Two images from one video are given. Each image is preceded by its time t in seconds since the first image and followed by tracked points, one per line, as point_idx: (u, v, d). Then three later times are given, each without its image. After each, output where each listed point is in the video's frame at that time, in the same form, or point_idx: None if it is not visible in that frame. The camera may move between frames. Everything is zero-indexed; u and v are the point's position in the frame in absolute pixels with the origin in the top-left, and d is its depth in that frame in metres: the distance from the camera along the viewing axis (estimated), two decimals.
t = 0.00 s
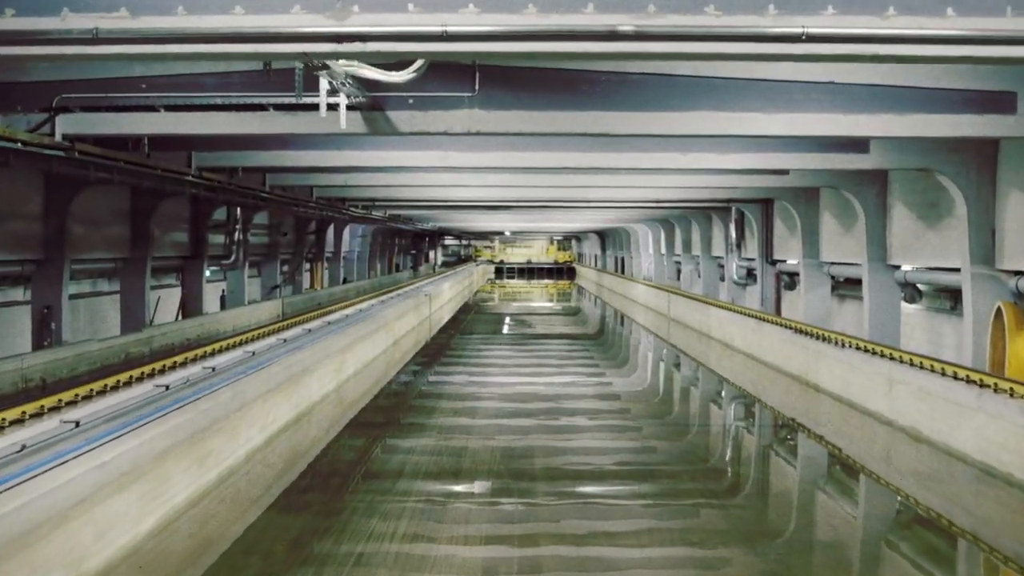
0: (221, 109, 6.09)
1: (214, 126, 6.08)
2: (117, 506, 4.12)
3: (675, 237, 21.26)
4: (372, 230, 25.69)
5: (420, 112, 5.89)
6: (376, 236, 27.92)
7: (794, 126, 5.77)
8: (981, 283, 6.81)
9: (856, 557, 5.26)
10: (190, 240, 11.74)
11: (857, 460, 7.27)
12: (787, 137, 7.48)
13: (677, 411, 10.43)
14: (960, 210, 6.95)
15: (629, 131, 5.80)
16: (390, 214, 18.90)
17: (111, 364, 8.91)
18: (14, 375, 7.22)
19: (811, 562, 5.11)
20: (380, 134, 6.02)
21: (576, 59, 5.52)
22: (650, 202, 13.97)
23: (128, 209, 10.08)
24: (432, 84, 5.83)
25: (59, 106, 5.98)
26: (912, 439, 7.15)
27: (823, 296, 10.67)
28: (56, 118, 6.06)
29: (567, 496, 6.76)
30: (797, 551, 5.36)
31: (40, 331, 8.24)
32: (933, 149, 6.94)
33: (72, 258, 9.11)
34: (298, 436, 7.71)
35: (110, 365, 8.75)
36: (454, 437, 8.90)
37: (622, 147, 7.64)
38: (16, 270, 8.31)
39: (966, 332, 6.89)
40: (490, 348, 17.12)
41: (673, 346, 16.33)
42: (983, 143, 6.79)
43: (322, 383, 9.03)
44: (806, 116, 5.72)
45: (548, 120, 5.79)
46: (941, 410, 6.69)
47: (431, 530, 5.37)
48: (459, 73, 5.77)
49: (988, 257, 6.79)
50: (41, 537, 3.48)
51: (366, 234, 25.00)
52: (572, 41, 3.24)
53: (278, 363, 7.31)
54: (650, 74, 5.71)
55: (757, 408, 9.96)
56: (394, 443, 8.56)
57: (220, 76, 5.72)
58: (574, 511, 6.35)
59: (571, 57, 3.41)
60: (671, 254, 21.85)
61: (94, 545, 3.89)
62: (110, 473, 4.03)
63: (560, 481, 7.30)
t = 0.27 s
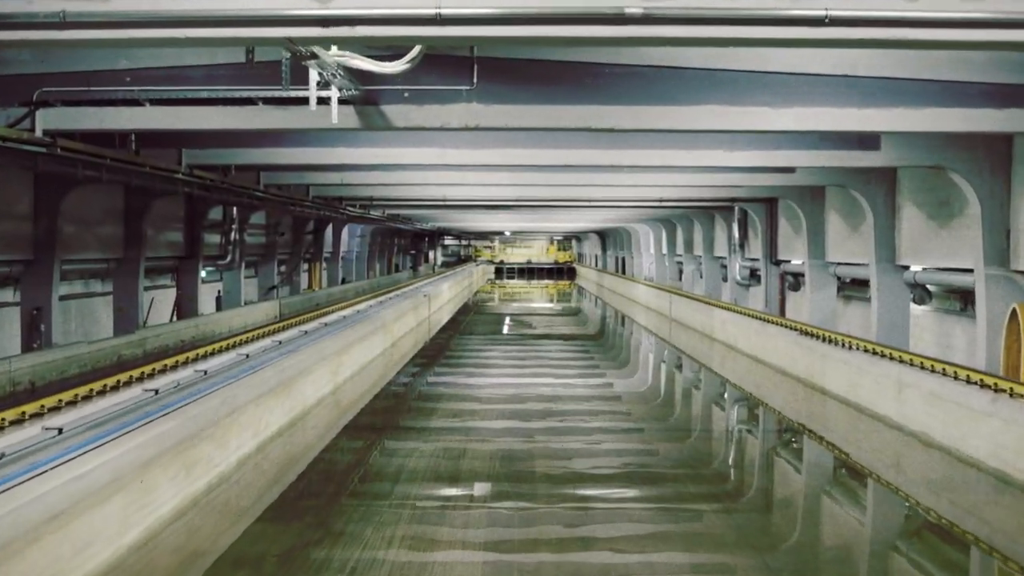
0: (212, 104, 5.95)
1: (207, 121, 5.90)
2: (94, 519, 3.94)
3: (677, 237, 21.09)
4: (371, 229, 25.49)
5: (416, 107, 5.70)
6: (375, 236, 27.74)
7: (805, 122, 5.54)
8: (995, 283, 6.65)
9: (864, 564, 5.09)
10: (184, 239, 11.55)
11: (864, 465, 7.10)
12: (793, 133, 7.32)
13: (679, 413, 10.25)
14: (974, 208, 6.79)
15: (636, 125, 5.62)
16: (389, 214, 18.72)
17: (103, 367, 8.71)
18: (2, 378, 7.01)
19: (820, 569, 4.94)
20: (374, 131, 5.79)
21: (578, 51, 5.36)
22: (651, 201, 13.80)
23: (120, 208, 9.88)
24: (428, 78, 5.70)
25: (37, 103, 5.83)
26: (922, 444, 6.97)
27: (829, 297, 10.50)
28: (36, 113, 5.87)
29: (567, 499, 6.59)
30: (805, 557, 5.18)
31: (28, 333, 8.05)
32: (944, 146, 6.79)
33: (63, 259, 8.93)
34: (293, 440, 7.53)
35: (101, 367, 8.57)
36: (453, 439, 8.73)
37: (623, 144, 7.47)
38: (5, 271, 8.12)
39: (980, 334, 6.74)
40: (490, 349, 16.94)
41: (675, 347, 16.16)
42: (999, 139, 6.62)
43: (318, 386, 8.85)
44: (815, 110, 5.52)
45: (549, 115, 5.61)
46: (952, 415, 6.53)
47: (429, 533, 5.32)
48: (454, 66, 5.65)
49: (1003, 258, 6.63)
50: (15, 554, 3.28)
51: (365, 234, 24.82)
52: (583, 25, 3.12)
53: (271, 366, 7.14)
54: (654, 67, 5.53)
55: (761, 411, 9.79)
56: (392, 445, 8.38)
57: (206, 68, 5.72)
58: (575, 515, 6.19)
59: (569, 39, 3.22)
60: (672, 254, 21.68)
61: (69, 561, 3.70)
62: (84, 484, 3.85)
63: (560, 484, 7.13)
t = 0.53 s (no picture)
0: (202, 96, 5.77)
1: (194, 115, 5.69)
2: (71, 535, 3.74)
3: (678, 237, 20.91)
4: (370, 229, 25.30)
5: (410, 99, 5.43)
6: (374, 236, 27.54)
7: (819, 113, 5.29)
8: (1009, 284, 6.50)
9: None
10: (179, 239, 11.36)
11: (873, 471, 6.92)
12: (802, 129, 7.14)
13: (681, 415, 10.07)
14: (987, 208, 6.64)
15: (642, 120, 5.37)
16: (388, 213, 18.53)
17: (93, 369, 8.54)
18: None
19: None
20: (368, 126, 5.51)
21: (581, 41, 5.17)
22: (653, 200, 13.62)
23: (112, 208, 9.70)
24: (423, 70, 5.48)
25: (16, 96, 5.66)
26: (933, 450, 6.79)
27: (835, 298, 10.32)
28: (15, 106, 5.70)
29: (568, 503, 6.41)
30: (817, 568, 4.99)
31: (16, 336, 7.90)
32: (957, 144, 6.61)
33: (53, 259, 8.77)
34: (287, 443, 7.35)
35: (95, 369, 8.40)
36: (451, 441, 8.55)
37: (626, 141, 7.29)
38: None
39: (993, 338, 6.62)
40: (490, 349, 16.77)
41: (677, 348, 15.97)
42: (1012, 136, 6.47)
43: (315, 388, 8.67)
44: (828, 104, 5.30)
45: (551, 108, 5.37)
46: (966, 421, 6.35)
47: (427, 537, 5.31)
48: (449, 60, 5.43)
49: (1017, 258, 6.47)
50: None
51: (365, 232, 24.63)
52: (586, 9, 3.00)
53: (265, 369, 6.96)
54: (659, 58, 5.30)
55: (765, 413, 9.60)
56: (390, 448, 8.20)
57: (193, 59, 5.56)
58: (577, 519, 6.02)
59: (572, 25, 3.01)
60: (673, 254, 21.51)
61: None
62: (62, 497, 3.65)
63: (561, 488, 6.94)
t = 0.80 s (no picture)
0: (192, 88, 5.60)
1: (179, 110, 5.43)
2: (52, 550, 3.56)
3: (680, 237, 20.75)
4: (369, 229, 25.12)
5: (406, 94, 5.20)
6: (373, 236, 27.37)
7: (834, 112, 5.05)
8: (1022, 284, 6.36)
9: None
10: (174, 239, 11.17)
11: (882, 477, 6.74)
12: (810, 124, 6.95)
13: (683, 417, 9.88)
14: (1001, 206, 6.49)
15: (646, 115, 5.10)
16: (385, 213, 18.38)
17: (84, 372, 8.34)
18: None
19: None
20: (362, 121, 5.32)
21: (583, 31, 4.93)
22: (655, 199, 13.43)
23: (104, 207, 9.50)
24: (420, 63, 5.18)
25: None
26: (945, 456, 6.62)
27: (840, 299, 10.14)
28: None
29: (569, 507, 6.24)
30: None
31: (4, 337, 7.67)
32: (970, 141, 6.47)
33: (42, 259, 8.55)
34: (281, 448, 7.16)
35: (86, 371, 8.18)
36: (449, 444, 8.36)
37: (629, 138, 7.10)
38: None
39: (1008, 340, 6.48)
40: (489, 350, 16.60)
41: (678, 349, 15.79)
42: None
43: (310, 390, 8.48)
44: (844, 98, 5.03)
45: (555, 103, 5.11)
46: (983, 426, 6.17)
47: (427, 542, 5.21)
48: (450, 52, 5.15)
49: None
50: None
51: (363, 233, 24.44)
52: None
53: (258, 372, 6.77)
54: (671, 51, 5.05)
55: (769, 416, 9.41)
56: (387, 451, 8.03)
57: (176, 51, 5.30)
58: (578, 522, 5.87)
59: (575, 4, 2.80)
60: (674, 254, 21.34)
61: None
62: (38, 510, 3.47)
63: (562, 491, 6.77)
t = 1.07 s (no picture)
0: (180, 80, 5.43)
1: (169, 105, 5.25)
2: (30, 566, 3.40)
3: (681, 237, 20.58)
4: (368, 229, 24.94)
5: (400, 86, 5.00)
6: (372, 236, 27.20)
7: (849, 104, 4.91)
8: None
9: None
10: (168, 239, 11.01)
11: (891, 482, 6.58)
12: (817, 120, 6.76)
13: (685, 419, 9.72)
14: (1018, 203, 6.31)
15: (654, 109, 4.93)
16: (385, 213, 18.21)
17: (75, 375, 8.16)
18: None
19: None
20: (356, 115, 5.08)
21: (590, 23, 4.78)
22: (657, 198, 13.27)
23: (97, 206, 9.33)
24: (414, 53, 4.93)
25: None
26: (957, 462, 6.45)
27: (846, 300, 9.97)
28: None
29: (571, 512, 6.08)
30: None
31: None
32: (983, 138, 6.30)
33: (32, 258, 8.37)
34: (275, 452, 7.01)
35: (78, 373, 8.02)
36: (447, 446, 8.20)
37: (633, 134, 6.93)
38: None
39: None
40: (489, 350, 16.43)
41: (680, 350, 15.63)
42: None
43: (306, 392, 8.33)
44: (859, 90, 4.90)
45: (562, 96, 4.91)
46: (997, 432, 6.01)
47: (424, 552, 5.03)
48: (445, 42, 4.88)
49: None
50: None
51: (362, 233, 24.28)
52: None
53: (252, 374, 6.62)
54: (679, 41, 4.88)
55: (773, 418, 9.26)
56: (386, 454, 7.87)
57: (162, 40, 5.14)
58: (578, 528, 5.71)
59: None
60: (676, 254, 21.18)
61: None
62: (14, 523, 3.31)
63: (562, 494, 6.61)
